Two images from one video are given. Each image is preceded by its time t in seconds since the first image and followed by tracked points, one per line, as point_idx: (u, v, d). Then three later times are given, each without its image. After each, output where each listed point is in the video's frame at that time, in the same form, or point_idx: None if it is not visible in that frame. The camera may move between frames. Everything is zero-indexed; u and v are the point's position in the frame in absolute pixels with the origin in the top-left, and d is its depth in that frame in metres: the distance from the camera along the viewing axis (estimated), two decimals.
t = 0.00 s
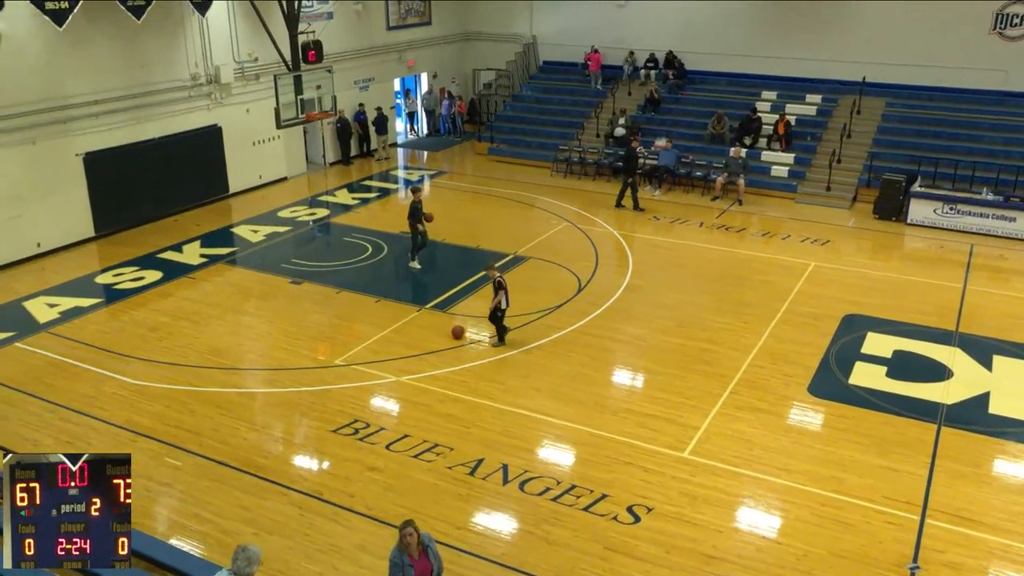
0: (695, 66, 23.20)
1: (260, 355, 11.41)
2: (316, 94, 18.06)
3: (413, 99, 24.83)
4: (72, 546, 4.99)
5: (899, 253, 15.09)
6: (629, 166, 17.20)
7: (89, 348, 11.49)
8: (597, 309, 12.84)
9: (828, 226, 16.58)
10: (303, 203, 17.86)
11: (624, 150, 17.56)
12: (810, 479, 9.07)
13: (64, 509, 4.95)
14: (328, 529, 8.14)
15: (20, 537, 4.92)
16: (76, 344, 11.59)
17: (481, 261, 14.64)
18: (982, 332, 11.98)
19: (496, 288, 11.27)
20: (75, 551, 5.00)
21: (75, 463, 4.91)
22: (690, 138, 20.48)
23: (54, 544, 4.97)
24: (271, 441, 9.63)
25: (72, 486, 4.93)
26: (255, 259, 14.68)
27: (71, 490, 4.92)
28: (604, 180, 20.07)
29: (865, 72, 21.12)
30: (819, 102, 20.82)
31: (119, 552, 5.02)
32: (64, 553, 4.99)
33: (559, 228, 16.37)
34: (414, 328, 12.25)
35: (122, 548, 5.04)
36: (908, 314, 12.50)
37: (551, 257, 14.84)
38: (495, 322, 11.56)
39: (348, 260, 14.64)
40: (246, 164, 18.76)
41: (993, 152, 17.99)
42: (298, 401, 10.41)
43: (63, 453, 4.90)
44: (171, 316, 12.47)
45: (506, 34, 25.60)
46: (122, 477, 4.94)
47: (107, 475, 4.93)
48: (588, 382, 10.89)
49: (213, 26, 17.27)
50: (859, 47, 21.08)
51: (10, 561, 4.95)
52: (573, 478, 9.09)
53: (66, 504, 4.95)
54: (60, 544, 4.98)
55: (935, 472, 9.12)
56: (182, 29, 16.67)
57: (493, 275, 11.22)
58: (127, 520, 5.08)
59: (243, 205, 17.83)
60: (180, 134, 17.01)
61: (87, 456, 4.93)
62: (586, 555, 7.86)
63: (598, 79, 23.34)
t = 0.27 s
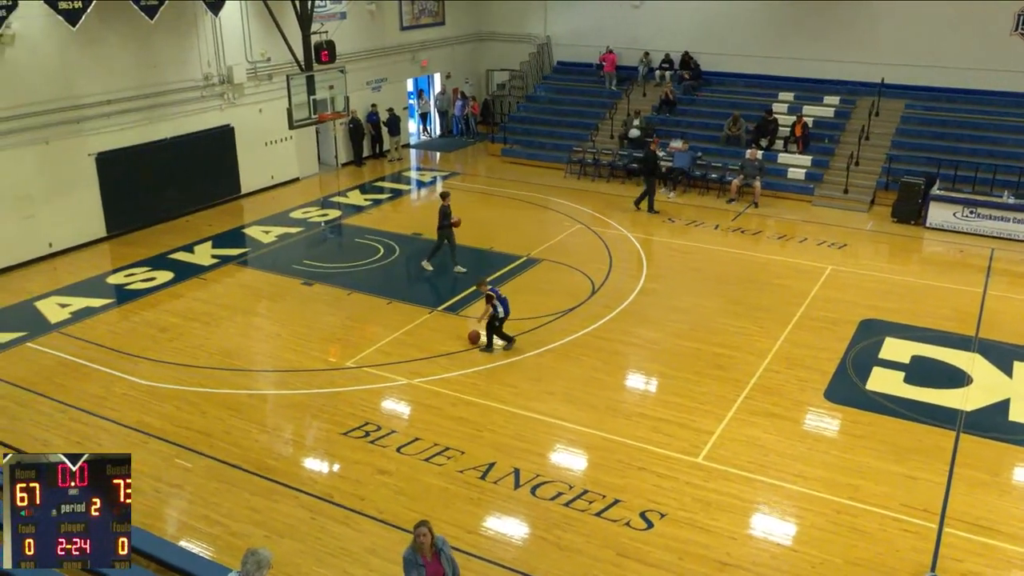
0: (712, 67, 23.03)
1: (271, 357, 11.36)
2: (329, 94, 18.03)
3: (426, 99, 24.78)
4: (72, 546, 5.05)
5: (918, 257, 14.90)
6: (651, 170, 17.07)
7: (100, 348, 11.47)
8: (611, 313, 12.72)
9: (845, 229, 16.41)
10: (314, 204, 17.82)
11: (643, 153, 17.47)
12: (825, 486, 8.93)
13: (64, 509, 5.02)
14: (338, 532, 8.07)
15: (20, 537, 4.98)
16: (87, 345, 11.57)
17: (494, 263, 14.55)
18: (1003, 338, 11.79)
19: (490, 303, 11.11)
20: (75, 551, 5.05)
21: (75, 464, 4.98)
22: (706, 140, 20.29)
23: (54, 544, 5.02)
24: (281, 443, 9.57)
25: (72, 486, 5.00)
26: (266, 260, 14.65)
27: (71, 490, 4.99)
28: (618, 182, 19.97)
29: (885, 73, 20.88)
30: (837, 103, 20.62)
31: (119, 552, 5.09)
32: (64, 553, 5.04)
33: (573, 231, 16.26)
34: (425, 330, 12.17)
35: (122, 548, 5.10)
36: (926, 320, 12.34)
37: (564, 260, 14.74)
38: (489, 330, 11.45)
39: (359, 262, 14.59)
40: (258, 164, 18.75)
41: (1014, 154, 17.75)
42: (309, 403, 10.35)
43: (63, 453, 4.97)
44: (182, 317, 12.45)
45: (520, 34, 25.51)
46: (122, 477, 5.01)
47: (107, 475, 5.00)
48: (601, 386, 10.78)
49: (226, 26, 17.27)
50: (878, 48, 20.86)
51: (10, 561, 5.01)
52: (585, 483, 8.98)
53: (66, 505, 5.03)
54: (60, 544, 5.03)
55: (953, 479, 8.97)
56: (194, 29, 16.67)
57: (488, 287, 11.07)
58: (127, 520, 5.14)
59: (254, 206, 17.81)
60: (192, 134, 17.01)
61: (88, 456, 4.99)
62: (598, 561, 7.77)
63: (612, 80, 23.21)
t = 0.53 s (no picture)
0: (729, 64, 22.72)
1: (275, 359, 11.14)
2: (335, 91, 17.81)
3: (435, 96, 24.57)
4: (72, 546, 4.64)
5: (941, 260, 14.61)
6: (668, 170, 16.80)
7: (101, 349, 11.27)
8: (623, 316, 12.46)
9: (866, 231, 16.13)
10: (320, 204, 17.61)
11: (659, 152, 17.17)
12: (844, 494, 8.66)
13: (64, 510, 4.61)
14: (342, 540, 7.84)
15: (19, 537, 4.55)
16: (87, 346, 11.37)
17: (503, 265, 14.31)
18: None
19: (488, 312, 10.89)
20: (75, 551, 4.65)
21: (76, 463, 4.56)
22: (722, 139, 19.97)
23: (54, 545, 4.61)
24: (285, 447, 9.34)
25: (72, 486, 4.59)
26: (271, 260, 14.45)
27: (71, 491, 4.58)
28: (631, 181, 19.73)
29: (907, 71, 20.54)
30: (856, 101, 20.31)
31: (119, 552, 4.69)
32: (64, 553, 4.64)
33: (585, 231, 15.99)
34: (433, 332, 11.94)
35: (123, 548, 4.71)
36: (948, 324, 12.04)
37: (575, 261, 14.48)
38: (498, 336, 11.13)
39: (365, 262, 14.38)
40: (263, 162, 18.54)
41: None
42: (314, 407, 10.12)
43: (63, 453, 4.53)
44: (185, 318, 12.24)
45: (531, 30, 25.21)
46: (123, 477, 4.61)
47: (108, 475, 4.59)
48: (613, 391, 10.52)
49: (230, 21, 17.07)
50: (900, 44, 20.52)
51: (9, 562, 4.59)
52: (596, 491, 8.73)
53: (66, 504, 4.61)
54: (60, 545, 4.62)
55: (977, 489, 8.69)
56: (199, 24, 16.47)
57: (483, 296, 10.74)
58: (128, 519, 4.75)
59: (259, 205, 17.61)
60: (196, 132, 16.82)
61: (88, 455, 4.57)
62: (610, 571, 7.51)
63: (625, 76, 22.93)
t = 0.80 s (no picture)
0: (743, 60, 22.16)
1: (277, 361, 10.90)
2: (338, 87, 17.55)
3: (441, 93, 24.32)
4: (73, 546, 4.63)
5: (962, 262, 14.27)
6: (680, 168, 16.51)
7: (98, 351, 11.05)
8: (633, 318, 12.19)
9: (884, 232, 15.77)
10: (323, 203, 17.37)
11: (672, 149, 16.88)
12: (861, 503, 8.39)
13: (64, 510, 4.59)
14: (342, 548, 7.61)
15: (19, 537, 4.54)
16: (84, 347, 11.15)
17: (510, 265, 14.04)
18: None
19: (489, 317, 10.53)
20: (75, 551, 4.64)
21: (76, 463, 4.55)
22: (735, 137, 19.52)
23: (53, 545, 4.59)
24: (286, 452, 9.10)
25: (72, 486, 4.57)
26: (272, 260, 14.22)
27: (71, 491, 4.56)
28: (642, 180, 19.38)
29: (926, 68, 19.92)
30: (875, 98, 19.64)
31: (120, 552, 4.69)
32: (64, 553, 4.62)
33: (595, 232, 15.70)
34: (438, 334, 11.68)
35: (123, 549, 4.70)
36: (968, 328, 11.73)
37: (585, 262, 14.21)
38: (506, 339, 10.81)
39: (369, 262, 14.14)
40: (265, 160, 18.31)
41: None
42: (316, 411, 9.87)
43: (63, 453, 4.52)
44: (185, 319, 12.02)
45: (538, 25, 24.79)
46: (123, 477, 4.60)
47: (108, 475, 4.58)
48: (623, 395, 10.25)
49: (231, 16, 16.84)
50: (921, 40, 19.89)
51: (9, 562, 4.58)
52: (606, 498, 8.46)
53: (66, 505, 4.59)
54: (60, 545, 4.61)
55: (998, 498, 8.41)
56: (199, 19, 16.26)
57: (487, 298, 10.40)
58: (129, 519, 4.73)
59: (261, 203, 17.39)
60: (196, 128, 16.61)
61: (88, 455, 4.56)
62: None
63: (636, 72, 22.47)
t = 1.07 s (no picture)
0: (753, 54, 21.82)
1: (274, 364, 10.65)
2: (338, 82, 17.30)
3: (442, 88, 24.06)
4: (72, 546, 4.72)
5: (977, 263, 14.01)
6: (689, 165, 16.26)
7: (91, 352, 10.81)
8: (639, 320, 11.94)
9: (899, 232, 15.50)
10: (322, 201, 17.12)
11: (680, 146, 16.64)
12: (875, 510, 8.14)
13: (64, 510, 4.67)
14: (340, 556, 7.37)
15: (19, 537, 4.63)
16: (76, 349, 10.91)
17: (513, 266, 13.79)
18: None
19: (490, 319, 10.19)
20: (75, 551, 4.73)
21: (76, 463, 4.64)
22: (745, 134, 19.18)
23: (54, 545, 4.68)
24: (283, 457, 8.85)
25: (72, 486, 4.66)
26: (270, 259, 13.98)
27: (71, 490, 4.65)
28: (649, 178, 19.12)
29: (941, 62, 19.67)
30: (888, 94, 19.31)
31: (119, 552, 4.77)
32: (64, 553, 4.71)
33: (600, 232, 15.45)
34: (439, 336, 11.44)
35: (123, 548, 4.79)
36: (984, 331, 11.47)
37: (590, 263, 13.96)
38: (500, 339, 10.49)
39: (369, 262, 13.91)
40: (263, 157, 18.07)
41: None
42: (314, 414, 9.62)
43: (63, 453, 4.61)
44: (180, 320, 11.78)
45: (543, 18, 24.47)
46: (123, 477, 4.68)
47: (108, 475, 4.67)
48: (630, 399, 10.00)
49: (228, 10, 16.59)
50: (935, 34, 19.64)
51: (9, 562, 4.67)
52: (612, 504, 8.22)
53: (66, 505, 4.68)
54: (60, 545, 4.69)
55: (1016, 505, 8.16)
56: (195, 13, 16.02)
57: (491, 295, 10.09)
58: (128, 520, 4.81)
59: (258, 201, 17.15)
60: (192, 125, 16.39)
61: (88, 455, 4.65)
62: None
63: (643, 67, 22.11)
